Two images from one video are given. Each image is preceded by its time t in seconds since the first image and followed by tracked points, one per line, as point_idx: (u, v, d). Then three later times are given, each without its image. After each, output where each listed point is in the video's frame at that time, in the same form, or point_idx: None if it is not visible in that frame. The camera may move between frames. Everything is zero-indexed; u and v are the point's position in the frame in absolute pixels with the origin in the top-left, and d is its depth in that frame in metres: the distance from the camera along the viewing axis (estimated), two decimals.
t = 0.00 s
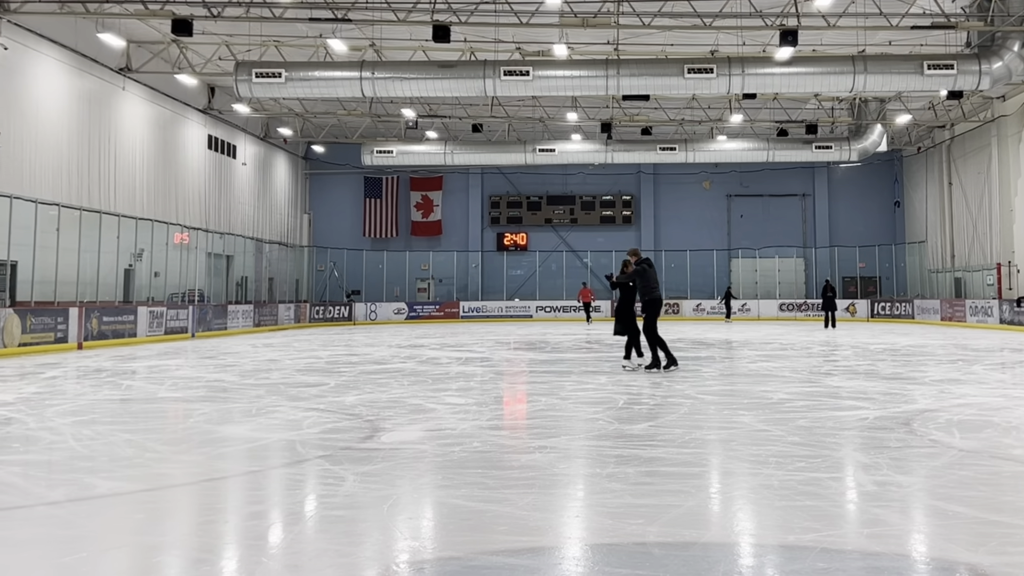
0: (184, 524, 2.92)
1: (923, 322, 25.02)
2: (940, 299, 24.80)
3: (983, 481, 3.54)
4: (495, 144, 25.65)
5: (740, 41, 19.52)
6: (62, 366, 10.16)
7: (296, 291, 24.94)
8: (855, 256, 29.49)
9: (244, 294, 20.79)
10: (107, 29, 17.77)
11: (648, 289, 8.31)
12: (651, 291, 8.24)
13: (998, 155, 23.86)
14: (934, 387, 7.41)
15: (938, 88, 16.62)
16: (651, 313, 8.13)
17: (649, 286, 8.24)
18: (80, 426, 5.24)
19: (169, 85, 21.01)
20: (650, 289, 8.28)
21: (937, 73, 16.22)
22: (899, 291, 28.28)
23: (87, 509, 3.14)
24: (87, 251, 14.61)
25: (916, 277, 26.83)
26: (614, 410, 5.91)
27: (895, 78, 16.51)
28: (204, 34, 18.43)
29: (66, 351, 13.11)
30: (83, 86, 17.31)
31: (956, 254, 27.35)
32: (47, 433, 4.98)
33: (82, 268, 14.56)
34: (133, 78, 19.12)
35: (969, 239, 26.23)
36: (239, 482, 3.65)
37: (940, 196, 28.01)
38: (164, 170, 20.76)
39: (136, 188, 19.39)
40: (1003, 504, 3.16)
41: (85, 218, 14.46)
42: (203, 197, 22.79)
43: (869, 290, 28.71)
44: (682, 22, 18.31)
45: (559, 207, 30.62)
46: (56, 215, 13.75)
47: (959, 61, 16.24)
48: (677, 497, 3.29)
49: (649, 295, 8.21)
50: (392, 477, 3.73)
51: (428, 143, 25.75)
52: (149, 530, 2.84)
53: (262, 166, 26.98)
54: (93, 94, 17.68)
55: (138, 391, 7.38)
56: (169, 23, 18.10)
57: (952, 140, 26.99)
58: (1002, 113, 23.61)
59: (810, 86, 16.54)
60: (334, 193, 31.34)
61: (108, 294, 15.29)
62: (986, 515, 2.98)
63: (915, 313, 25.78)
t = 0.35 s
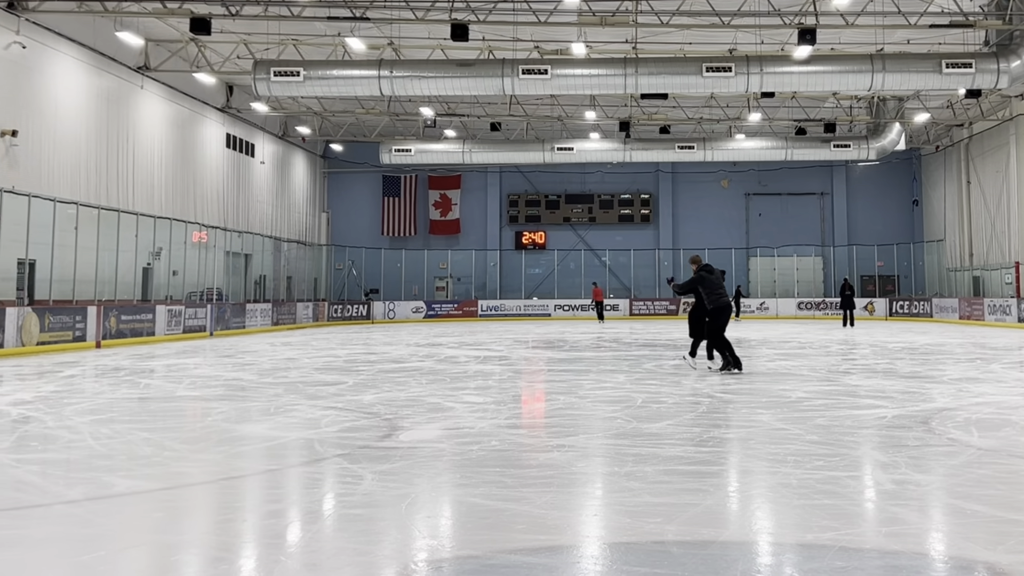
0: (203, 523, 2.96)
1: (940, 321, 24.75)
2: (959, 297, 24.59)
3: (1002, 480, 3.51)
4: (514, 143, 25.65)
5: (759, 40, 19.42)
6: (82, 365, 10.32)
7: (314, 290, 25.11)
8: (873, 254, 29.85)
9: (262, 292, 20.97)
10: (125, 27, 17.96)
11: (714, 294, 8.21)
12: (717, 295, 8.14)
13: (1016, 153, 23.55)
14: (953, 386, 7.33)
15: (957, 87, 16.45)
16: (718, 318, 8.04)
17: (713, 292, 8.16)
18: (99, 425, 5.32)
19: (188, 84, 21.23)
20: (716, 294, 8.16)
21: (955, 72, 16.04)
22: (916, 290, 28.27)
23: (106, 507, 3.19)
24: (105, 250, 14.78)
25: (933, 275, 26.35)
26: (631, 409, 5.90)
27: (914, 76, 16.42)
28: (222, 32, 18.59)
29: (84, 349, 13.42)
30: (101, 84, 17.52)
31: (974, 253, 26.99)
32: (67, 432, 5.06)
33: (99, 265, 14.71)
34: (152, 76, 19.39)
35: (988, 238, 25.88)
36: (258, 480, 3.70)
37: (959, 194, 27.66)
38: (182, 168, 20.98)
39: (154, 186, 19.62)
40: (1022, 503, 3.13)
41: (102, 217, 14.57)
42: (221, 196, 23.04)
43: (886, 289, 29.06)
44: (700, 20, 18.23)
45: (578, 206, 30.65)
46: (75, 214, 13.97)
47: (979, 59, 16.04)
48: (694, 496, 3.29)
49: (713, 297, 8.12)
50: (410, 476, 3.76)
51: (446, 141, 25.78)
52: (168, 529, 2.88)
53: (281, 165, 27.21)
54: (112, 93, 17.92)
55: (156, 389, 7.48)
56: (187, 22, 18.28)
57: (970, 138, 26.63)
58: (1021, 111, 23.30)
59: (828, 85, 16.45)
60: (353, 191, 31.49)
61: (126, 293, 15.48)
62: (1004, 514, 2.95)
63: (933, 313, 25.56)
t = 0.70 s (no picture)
0: (222, 522, 3.00)
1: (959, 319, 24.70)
2: (977, 296, 24.41)
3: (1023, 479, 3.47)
4: (531, 142, 25.62)
5: (777, 38, 19.28)
6: (102, 363, 10.47)
7: (332, 288, 25.27)
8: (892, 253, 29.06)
9: (280, 291, 21.17)
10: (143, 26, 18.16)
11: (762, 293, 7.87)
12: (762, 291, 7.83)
13: None
14: (973, 384, 7.25)
15: (975, 86, 16.35)
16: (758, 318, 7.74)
17: (759, 291, 7.83)
18: (117, 425, 5.40)
19: (207, 83, 21.47)
20: (762, 293, 7.81)
21: (973, 70, 15.98)
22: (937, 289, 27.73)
23: (124, 506, 3.24)
24: (123, 249, 14.98)
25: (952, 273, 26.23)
26: (650, 407, 5.89)
27: (932, 75, 16.38)
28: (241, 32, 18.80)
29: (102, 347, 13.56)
30: (120, 83, 17.74)
31: (993, 252, 26.66)
32: (86, 431, 5.14)
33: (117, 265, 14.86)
34: (170, 75, 19.59)
35: (1006, 236, 25.54)
36: (276, 479, 3.74)
37: (976, 193, 27.34)
38: (200, 167, 21.21)
39: (172, 185, 19.86)
40: None
41: (121, 215, 14.87)
42: (239, 195, 23.25)
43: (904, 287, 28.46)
44: (719, 19, 18.16)
45: (596, 205, 30.62)
46: (93, 212, 14.11)
47: (997, 58, 16.00)
48: (713, 495, 3.28)
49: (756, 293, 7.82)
50: (428, 475, 3.78)
51: (464, 140, 25.70)
52: (186, 527, 2.93)
53: (299, 164, 27.42)
54: (130, 91, 18.13)
55: (174, 388, 7.57)
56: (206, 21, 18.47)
57: (989, 137, 26.31)
58: None
59: (846, 83, 16.35)
60: (371, 189, 31.63)
61: (145, 292, 15.63)
62: None
63: (951, 311, 25.51)
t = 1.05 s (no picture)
0: (240, 520, 3.05)
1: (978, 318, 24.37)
2: (996, 294, 24.08)
3: None
4: (549, 140, 25.54)
5: (796, 37, 19.12)
6: (120, 362, 10.62)
7: (351, 287, 25.42)
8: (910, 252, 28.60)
9: (298, 290, 21.35)
10: (162, 25, 18.34)
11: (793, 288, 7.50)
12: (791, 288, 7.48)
13: None
14: (992, 383, 7.16)
15: (994, 84, 16.18)
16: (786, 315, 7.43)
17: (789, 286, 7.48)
18: (136, 423, 5.49)
19: (225, 81, 21.66)
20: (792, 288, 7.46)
21: (992, 69, 15.80)
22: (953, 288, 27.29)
23: (142, 504, 3.30)
24: (142, 248, 15.15)
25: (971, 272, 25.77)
26: (668, 406, 5.89)
27: (951, 74, 16.24)
28: (259, 30, 18.92)
29: (120, 346, 13.71)
30: (138, 82, 17.92)
31: (1011, 250, 26.29)
32: (104, 429, 5.23)
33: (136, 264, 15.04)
34: (188, 74, 19.75)
35: None
36: (295, 477, 3.79)
37: (995, 191, 26.98)
38: (218, 166, 21.43)
39: (190, 183, 20.06)
40: None
41: (141, 214, 15.02)
42: (257, 193, 23.47)
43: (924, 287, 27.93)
44: (737, 18, 18.01)
45: (614, 203, 30.51)
46: (111, 211, 14.29)
47: (1017, 56, 15.86)
48: (731, 493, 3.28)
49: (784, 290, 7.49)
50: (447, 473, 3.81)
51: (483, 139, 25.68)
52: (205, 527, 2.96)
53: (317, 163, 27.60)
54: (148, 90, 18.31)
55: (192, 387, 7.66)
56: (224, 19, 18.61)
57: (1007, 135, 25.92)
58: None
59: (864, 82, 16.24)
60: (389, 188, 31.76)
61: (163, 291, 15.79)
62: None
63: (970, 309, 25.22)
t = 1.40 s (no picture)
0: (259, 519, 3.09)
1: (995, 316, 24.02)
2: (1015, 292, 23.74)
3: None
4: (567, 139, 25.49)
5: (814, 35, 18.96)
6: (139, 361, 10.77)
7: (369, 286, 25.55)
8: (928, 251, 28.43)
9: (317, 288, 21.51)
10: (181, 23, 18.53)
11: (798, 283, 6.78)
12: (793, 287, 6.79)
13: None
14: (1012, 382, 7.06)
15: (1015, 82, 16.00)
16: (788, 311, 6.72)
17: (793, 279, 6.77)
18: (154, 421, 5.56)
19: (243, 80, 21.85)
20: (797, 282, 6.75)
21: (1011, 67, 15.62)
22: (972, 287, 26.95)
23: (161, 503, 3.34)
24: (160, 247, 15.33)
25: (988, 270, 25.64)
26: (686, 405, 5.87)
27: (969, 73, 16.12)
28: (278, 28, 19.06)
29: (138, 345, 13.91)
30: (156, 81, 18.12)
31: None
32: (123, 428, 5.30)
33: (154, 263, 15.22)
34: (206, 72, 19.95)
35: None
36: (312, 476, 3.83)
37: (1014, 189, 26.66)
38: (237, 164, 21.63)
39: (209, 182, 20.26)
40: None
41: (159, 213, 15.17)
42: (275, 191, 23.67)
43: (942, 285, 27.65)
44: (756, 16, 17.88)
45: (633, 202, 30.30)
46: (129, 211, 14.42)
47: None
48: (750, 492, 3.27)
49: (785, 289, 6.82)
50: (465, 472, 3.84)
51: (501, 137, 25.67)
52: (223, 526, 3.00)
53: (336, 161, 27.80)
54: (166, 89, 18.50)
55: (210, 386, 7.76)
56: (242, 18, 18.77)
57: None
58: None
59: (882, 81, 16.13)
60: (408, 187, 31.85)
61: (181, 289, 15.96)
62: None
63: (988, 308, 24.78)
